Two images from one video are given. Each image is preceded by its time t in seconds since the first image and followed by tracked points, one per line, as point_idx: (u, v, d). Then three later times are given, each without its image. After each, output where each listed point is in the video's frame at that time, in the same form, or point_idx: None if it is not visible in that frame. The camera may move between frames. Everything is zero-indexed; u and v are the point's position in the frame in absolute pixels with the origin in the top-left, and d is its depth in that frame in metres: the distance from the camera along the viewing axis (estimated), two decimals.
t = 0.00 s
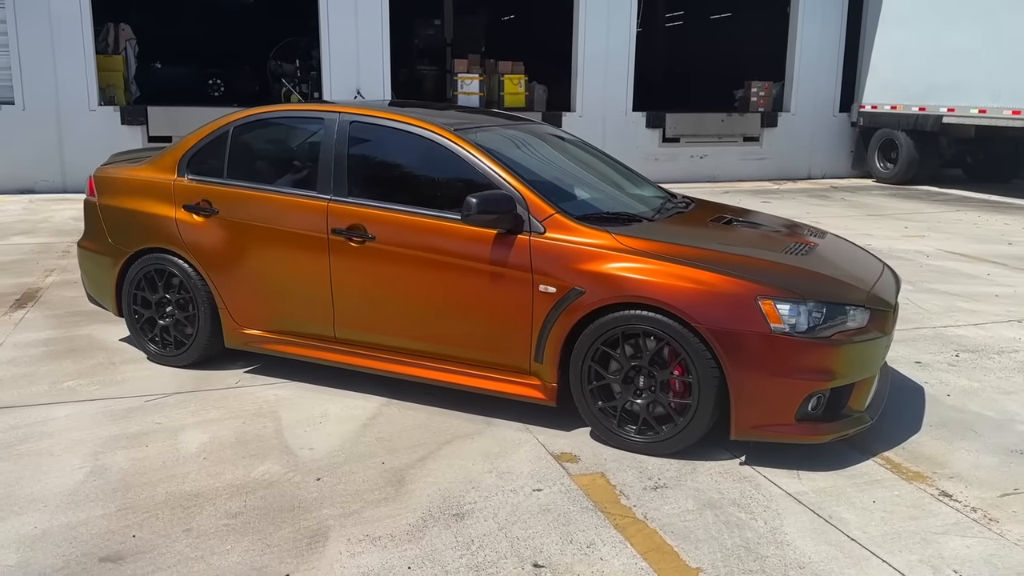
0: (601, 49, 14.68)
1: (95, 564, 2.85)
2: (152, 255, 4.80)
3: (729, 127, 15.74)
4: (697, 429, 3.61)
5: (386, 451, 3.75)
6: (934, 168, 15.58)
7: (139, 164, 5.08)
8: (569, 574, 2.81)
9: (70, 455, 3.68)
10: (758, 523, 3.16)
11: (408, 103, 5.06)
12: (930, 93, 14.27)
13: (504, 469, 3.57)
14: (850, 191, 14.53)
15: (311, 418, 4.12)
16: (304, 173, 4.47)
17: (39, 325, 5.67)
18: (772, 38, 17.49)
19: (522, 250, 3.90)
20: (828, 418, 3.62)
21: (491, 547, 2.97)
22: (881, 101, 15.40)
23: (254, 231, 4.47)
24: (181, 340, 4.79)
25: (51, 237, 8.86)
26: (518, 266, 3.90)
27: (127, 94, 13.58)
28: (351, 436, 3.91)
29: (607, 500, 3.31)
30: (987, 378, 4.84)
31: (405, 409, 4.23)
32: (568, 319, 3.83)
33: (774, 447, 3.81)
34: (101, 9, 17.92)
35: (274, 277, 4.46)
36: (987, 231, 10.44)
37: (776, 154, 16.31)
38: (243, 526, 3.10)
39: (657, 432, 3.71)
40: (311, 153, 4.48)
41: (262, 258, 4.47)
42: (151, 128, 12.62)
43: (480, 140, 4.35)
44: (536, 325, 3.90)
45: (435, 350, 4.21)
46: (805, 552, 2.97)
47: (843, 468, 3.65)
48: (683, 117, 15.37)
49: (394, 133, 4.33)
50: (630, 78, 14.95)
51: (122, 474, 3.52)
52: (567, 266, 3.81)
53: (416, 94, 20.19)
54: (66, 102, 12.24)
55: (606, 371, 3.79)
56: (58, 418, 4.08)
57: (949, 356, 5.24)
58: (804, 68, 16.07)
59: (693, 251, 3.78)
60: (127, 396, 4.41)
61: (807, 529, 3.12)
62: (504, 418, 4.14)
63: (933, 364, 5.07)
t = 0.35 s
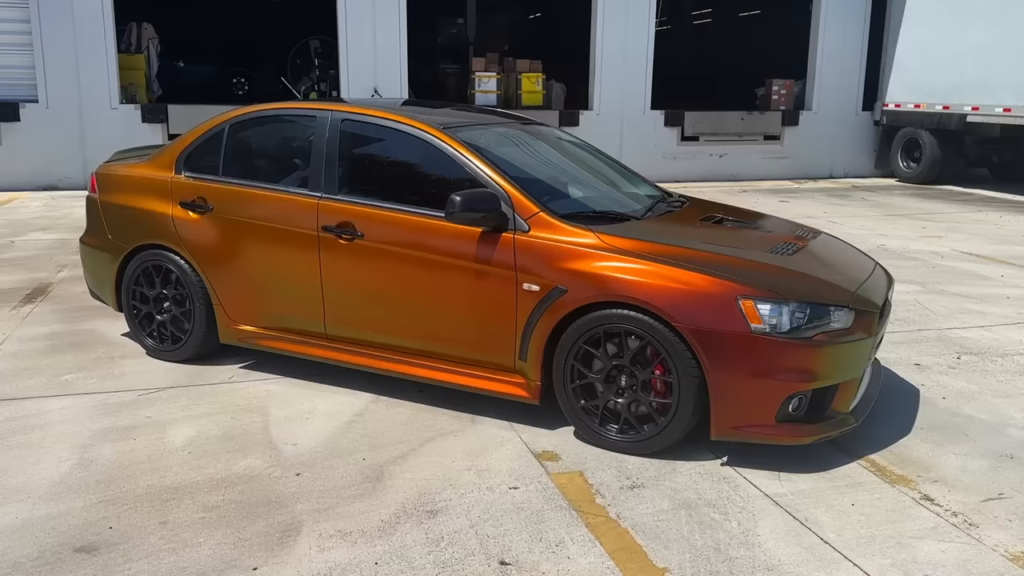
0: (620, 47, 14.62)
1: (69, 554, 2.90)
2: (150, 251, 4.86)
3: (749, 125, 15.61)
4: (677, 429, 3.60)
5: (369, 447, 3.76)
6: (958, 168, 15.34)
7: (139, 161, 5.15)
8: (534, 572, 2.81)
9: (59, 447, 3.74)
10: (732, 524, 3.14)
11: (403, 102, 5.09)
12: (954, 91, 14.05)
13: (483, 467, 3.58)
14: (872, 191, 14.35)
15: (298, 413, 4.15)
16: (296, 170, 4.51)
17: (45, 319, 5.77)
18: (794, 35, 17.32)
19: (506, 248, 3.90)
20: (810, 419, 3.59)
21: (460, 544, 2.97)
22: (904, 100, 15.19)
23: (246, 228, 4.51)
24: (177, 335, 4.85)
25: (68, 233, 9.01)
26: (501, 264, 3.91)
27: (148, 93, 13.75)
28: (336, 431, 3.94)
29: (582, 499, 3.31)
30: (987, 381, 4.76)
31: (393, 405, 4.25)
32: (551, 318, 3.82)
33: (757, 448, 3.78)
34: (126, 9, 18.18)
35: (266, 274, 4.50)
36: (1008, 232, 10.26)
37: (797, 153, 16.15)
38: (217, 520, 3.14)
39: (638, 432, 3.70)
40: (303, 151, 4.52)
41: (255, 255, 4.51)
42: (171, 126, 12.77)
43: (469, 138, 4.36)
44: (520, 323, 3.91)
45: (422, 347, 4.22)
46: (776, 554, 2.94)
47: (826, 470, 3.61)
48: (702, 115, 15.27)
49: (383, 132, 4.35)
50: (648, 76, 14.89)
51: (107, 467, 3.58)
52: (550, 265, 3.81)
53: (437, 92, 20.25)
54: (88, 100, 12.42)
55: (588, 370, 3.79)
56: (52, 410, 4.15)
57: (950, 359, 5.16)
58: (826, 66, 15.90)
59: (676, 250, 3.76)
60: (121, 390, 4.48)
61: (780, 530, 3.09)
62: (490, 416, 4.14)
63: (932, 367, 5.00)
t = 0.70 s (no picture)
0: (640, 45, 14.58)
1: (51, 544, 2.94)
2: (152, 246, 4.93)
3: (771, 123, 15.47)
4: (663, 428, 3.58)
5: (357, 443, 3.78)
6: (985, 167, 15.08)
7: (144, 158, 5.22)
8: (507, 570, 2.81)
9: (54, 439, 3.80)
10: (711, 524, 3.12)
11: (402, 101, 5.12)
12: (980, 89, 13.78)
13: (468, 464, 3.58)
14: (895, 190, 14.16)
15: (291, 408, 4.19)
16: (292, 166, 4.55)
17: (55, 312, 5.88)
18: (818, 33, 17.15)
19: (496, 245, 3.90)
20: (797, 420, 3.55)
21: (436, 540, 2.98)
22: (930, 98, 14.98)
23: (244, 224, 4.55)
24: (178, 330, 4.91)
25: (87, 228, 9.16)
26: (491, 262, 3.91)
27: (171, 91, 13.92)
28: (326, 427, 3.97)
29: (564, 497, 3.30)
30: (991, 384, 4.68)
31: (386, 402, 4.27)
32: (539, 316, 3.82)
33: (746, 449, 3.75)
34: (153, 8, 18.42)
35: (263, 270, 4.54)
36: None
37: (820, 151, 15.99)
38: (201, 513, 3.18)
39: (625, 431, 3.69)
40: (299, 149, 4.56)
41: (252, 252, 4.55)
42: (192, 123, 12.92)
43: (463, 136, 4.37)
44: (509, 320, 3.90)
45: (413, 344, 4.23)
46: (752, 555, 2.92)
47: (815, 472, 3.57)
48: (722, 113, 15.16)
49: (378, 129, 4.38)
50: (668, 74, 14.83)
51: (99, 458, 3.63)
52: (538, 263, 3.81)
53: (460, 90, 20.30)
54: (111, 98, 12.58)
55: (576, 368, 3.78)
56: (51, 403, 4.22)
57: (956, 360, 5.08)
58: (849, 64, 15.72)
59: (665, 249, 3.73)
60: (121, 383, 4.54)
61: (760, 532, 3.07)
62: (481, 413, 4.15)
63: (936, 368, 4.93)
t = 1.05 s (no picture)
0: (660, 40, 14.49)
1: (33, 533, 2.97)
2: (154, 240, 4.96)
3: (794, 119, 15.28)
4: (652, 426, 3.54)
5: (346, 436, 3.78)
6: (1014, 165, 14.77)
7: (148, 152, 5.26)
8: (482, 566, 2.79)
9: (48, 429, 3.83)
10: (695, 524, 3.07)
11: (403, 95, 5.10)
12: (1010, 85, 13.47)
13: (455, 459, 3.56)
14: (919, 188, 13.93)
15: (285, 402, 4.19)
16: (289, 160, 4.55)
17: (64, 305, 5.94)
18: (844, 28, 16.92)
19: (488, 240, 3.88)
20: (788, 419, 3.49)
21: (414, 535, 2.96)
22: (958, 94, 14.72)
23: (242, 218, 4.56)
24: (180, 323, 4.94)
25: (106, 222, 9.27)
26: (482, 257, 3.89)
27: (194, 87, 14.05)
28: (318, 420, 3.96)
29: (548, 494, 3.27)
30: (998, 386, 4.57)
31: (379, 396, 4.26)
32: (530, 311, 3.79)
33: (738, 448, 3.70)
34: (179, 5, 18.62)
35: (260, 263, 4.54)
36: None
37: (844, 148, 15.78)
38: (184, 504, 3.19)
39: (614, 428, 3.64)
40: (296, 144, 4.56)
41: (249, 245, 4.56)
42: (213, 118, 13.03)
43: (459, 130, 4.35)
44: (500, 315, 3.87)
45: (406, 338, 4.21)
46: (733, 556, 2.87)
47: (806, 472, 3.51)
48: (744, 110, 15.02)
49: (373, 123, 4.37)
50: (689, 70, 14.73)
51: (90, 449, 3.66)
52: (529, 257, 3.78)
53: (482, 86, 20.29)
54: (134, 94, 12.70)
55: (567, 363, 3.74)
56: (49, 393, 4.26)
57: (964, 361, 4.98)
58: (875, 59, 15.47)
59: (657, 244, 3.69)
60: (120, 375, 4.57)
61: (743, 532, 3.02)
62: (473, 409, 4.12)
63: (943, 369, 4.82)
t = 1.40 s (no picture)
0: (681, 36, 14.38)
1: (12, 524, 2.99)
2: (153, 234, 4.99)
3: (816, 116, 15.09)
4: (637, 424, 3.50)
5: (332, 432, 3.77)
6: None
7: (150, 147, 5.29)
8: (453, 565, 2.76)
9: (39, 421, 3.87)
10: (673, 525, 3.03)
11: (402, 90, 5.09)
12: None
13: (438, 456, 3.54)
14: (943, 187, 13.69)
15: (275, 397, 4.19)
16: (284, 154, 4.56)
17: (71, 298, 6.01)
18: (869, 23, 16.68)
19: (476, 235, 3.85)
20: (775, 420, 3.43)
21: (389, 533, 2.94)
22: (985, 91, 14.45)
23: (238, 213, 4.57)
24: (178, 317, 4.97)
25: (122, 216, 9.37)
26: (470, 252, 3.86)
27: (214, 83, 14.17)
28: (306, 415, 3.96)
29: (527, 492, 3.24)
30: (1002, 388, 4.47)
31: (370, 392, 4.26)
32: (517, 308, 3.76)
33: (727, 449, 3.64)
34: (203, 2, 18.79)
35: (255, 258, 4.55)
36: None
37: (867, 145, 15.54)
38: (163, 498, 3.19)
39: (600, 426, 3.60)
40: (292, 138, 4.56)
41: (244, 240, 4.56)
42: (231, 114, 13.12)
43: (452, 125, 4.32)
44: (488, 311, 3.84)
45: (397, 334, 4.19)
46: (710, 558, 2.82)
47: (793, 474, 3.45)
48: (766, 106, 14.86)
49: (367, 118, 4.36)
50: (710, 65, 14.60)
51: (79, 441, 3.69)
52: (517, 253, 3.74)
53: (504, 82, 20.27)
54: (154, 90, 12.83)
55: (553, 361, 3.71)
56: (45, 386, 4.30)
57: (970, 362, 4.87)
58: (900, 54, 15.22)
59: (645, 241, 3.63)
60: (116, 368, 4.61)
61: (722, 534, 2.96)
62: (462, 406, 4.10)
63: (947, 370, 4.72)
